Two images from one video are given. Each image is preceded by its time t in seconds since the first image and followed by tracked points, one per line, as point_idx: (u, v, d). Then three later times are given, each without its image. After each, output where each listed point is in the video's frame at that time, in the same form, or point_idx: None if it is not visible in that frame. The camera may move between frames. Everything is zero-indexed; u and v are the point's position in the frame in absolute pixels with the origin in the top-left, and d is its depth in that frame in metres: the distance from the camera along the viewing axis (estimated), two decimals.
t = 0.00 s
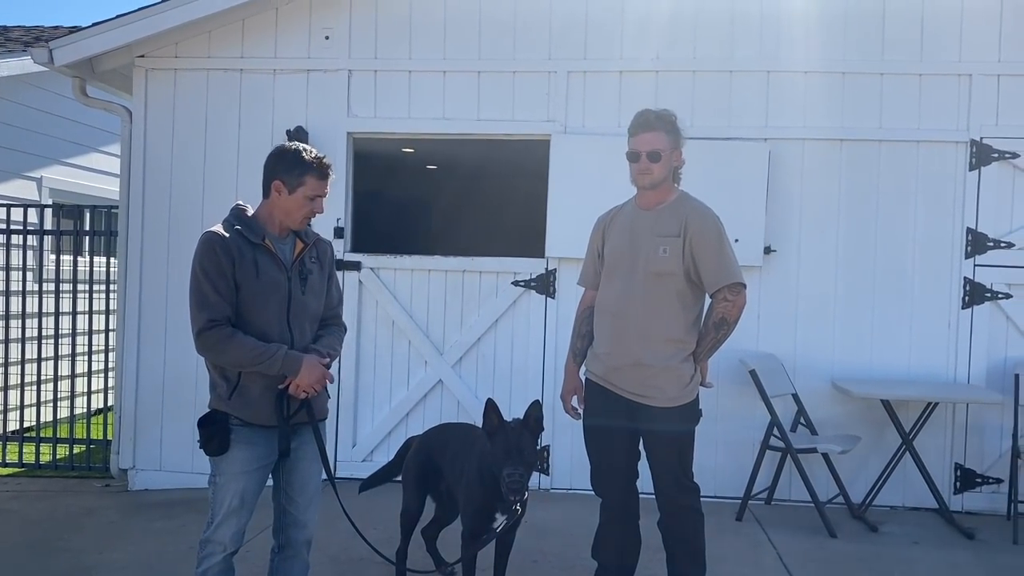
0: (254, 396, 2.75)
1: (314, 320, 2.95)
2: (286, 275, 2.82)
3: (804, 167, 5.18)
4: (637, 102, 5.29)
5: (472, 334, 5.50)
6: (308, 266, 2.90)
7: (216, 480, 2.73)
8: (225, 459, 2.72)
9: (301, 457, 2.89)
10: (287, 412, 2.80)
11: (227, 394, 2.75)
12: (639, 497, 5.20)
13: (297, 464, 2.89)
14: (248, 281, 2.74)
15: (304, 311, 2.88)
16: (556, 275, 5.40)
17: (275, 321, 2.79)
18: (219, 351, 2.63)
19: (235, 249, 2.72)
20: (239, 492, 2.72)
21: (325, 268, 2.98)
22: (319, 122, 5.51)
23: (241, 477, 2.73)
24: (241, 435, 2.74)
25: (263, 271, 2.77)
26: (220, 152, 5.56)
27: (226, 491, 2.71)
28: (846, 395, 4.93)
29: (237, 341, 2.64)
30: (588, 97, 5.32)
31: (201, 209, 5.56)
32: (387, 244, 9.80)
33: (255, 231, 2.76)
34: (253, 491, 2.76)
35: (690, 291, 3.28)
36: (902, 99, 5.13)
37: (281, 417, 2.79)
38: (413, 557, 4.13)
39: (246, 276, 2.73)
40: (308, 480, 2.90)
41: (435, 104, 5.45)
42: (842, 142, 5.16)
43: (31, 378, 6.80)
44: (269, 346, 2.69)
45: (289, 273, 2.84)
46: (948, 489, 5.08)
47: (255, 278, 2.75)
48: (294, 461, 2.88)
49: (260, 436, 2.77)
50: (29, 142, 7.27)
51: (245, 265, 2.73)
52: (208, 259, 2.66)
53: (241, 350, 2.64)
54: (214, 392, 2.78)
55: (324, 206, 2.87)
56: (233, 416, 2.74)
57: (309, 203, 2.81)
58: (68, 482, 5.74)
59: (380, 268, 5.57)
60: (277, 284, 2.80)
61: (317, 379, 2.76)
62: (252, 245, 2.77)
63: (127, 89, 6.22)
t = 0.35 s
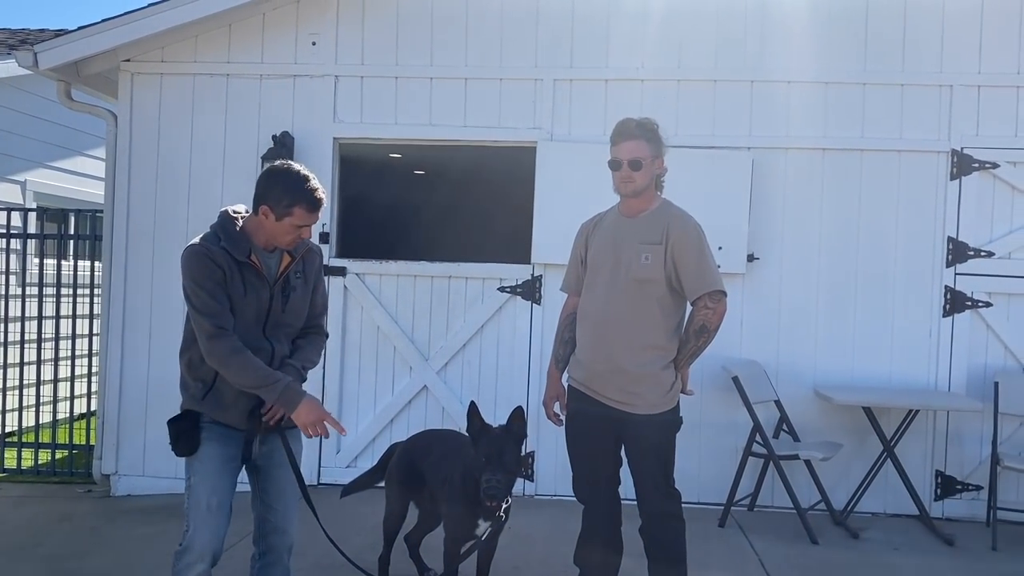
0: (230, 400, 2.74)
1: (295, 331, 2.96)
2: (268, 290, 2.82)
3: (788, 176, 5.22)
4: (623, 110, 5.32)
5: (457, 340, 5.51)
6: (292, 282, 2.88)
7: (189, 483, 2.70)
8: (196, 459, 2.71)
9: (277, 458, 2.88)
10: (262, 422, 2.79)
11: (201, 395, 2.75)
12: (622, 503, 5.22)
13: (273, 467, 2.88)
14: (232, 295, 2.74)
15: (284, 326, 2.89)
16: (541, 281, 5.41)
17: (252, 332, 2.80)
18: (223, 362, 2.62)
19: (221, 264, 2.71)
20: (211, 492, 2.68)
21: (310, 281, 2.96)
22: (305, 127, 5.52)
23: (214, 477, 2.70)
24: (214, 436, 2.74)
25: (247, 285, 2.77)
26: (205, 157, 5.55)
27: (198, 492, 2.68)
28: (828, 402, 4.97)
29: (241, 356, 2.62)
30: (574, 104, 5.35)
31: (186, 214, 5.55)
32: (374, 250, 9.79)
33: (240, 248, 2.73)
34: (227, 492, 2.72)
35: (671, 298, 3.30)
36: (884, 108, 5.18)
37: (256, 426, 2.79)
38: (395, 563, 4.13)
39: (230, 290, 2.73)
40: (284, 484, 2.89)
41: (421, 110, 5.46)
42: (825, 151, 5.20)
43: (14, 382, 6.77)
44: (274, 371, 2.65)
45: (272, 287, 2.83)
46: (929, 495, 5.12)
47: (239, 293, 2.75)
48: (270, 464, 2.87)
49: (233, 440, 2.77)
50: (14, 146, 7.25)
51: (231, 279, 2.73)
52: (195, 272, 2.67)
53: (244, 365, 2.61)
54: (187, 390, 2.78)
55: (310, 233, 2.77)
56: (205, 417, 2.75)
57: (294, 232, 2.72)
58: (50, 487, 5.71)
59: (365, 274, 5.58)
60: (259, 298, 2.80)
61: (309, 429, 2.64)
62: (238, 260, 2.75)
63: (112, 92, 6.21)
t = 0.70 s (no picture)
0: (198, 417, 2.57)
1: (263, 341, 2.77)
2: (236, 297, 2.61)
3: (782, 177, 5.23)
4: (618, 111, 5.33)
5: (451, 340, 5.51)
6: (261, 287, 2.68)
7: (152, 510, 2.47)
8: (160, 482, 2.50)
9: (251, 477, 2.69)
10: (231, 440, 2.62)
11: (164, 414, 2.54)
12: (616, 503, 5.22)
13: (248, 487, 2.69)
14: (196, 302, 2.52)
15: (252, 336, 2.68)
16: (535, 281, 5.42)
17: (218, 345, 2.59)
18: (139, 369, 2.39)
19: (183, 268, 2.50)
20: (177, 518, 2.46)
21: (281, 286, 2.76)
22: (300, 126, 5.51)
23: (179, 503, 2.48)
24: (181, 456, 2.54)
25: (211, 292, 2.55)
26: (200, 158, 5.54)
27: (162, 520, 2.45)
28: (821, 402, 4.99)
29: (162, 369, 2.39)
30: (569, 105, 5.36)
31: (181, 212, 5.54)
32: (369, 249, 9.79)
33: (207, 251, 2.52)
34: (196, 518, 2.51)
35: (666, 298, 3.31)
36: (878, 110, 5.20)
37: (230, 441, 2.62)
38: (389, 562, 4.12)
39: (193, 297, 2.52)
40: (262, 502, 2.71)
41: (415, 110, 5.47)
42: (819, 153, 5.22)
43: (7, 380, 6.76)
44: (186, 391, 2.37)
45: (240, 293, 2.62)
46: (921, 495, 5.15)
47: (202, 302, 2.53)
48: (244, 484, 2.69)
49: (200, 460, 2.56)
50: (7, 144, 7.22)
51: (193, 287, 2.51)
52: (152, 278, 2.45)
53: (159, 378, 2.37)
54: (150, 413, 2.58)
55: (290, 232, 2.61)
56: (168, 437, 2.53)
57: (275, 232, 2.55)
58: (43, 485, 5.70)
59: (360, 273, 5.57)
60: (225, 306, 2.59)
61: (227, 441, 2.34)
62: (202, 264, 2.54)
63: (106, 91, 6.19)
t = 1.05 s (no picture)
0: (201, 413, 2.44)
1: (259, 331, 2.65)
2: (236, 285, 2.49)
3: (789, 167, 5.23)
4: (624, 101, 5.32)
5: (458, 330, 5.53)
6: (260, 273, 2.57)
7: (158, 513, 2.40)
8: (165, 485, 2.40)
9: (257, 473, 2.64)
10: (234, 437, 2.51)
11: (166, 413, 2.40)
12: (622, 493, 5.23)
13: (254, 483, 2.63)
14: (195, 294, 2.38)
15: (252, 324, 2.57)
16: (542, 272, 5.43)
17: (218, 337, 2.46)
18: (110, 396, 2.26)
19: (181, 259, 2.34)
20: (185, 521, 2.39)
21: (275, 275, 2.68)
22: (308, 116, 5.53)
23: (187, 505, 2.40)
24: (184, 457, 2.42)
25: (211, 283, 2.42)
26: (208, 148, 5.56)
27: (170, 523, 2.38)
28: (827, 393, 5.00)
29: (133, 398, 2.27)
30: (575, 95, 5.36)
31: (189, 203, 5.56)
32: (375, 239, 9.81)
33: (207, 240, 2.39)
34: (204, 520, 2.44)
35: (673, 289, 3.33)
36: (886, 100, 5.19)
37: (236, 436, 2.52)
38: (397, 550, 4.15)
39: (191, 289, 2.37)
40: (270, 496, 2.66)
41: (422, 101, 5.47)
42: (827, 143, 5.21)
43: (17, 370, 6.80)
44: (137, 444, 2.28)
45: (240, 281, 2.50)
46: (926, 485, 5.16)
47: (203, 295, 2.40)
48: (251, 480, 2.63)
49: (205, 456, 2.46)
50: (16, 134, 7.25)
51: (193, 279, 2.36)
52: (148, 274, 2.27)
53: (128, 413, 2.26)
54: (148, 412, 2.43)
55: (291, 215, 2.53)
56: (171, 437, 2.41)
57: (278, 215, 2.47)
58: (54, 474, 5.74)
59: (367, 264, 5.59)
60: (225, 297, 2.46)
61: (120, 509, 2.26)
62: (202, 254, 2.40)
63: (114, 81, 6.21)
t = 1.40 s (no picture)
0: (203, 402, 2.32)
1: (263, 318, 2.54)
2: (242, 270, 2.36)
3: (811, 146, 5.17)
4: (644, 79, 5.28)
5: (477, 310, 5.54)
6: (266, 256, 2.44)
7: (167, 497, 2.31)
8: (173, 471, 2.31)
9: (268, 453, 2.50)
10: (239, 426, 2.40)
11: (166, 400, 2.30)
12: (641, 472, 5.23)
13: (265, 463, 2.50)
14: (203, 279, 2.26)
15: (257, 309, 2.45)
16: (560, 252, 5.42)
17: (221, 324, 2.34)
18: (166, 367, 2.13)
19: (191, 241, 2.22)
20: (194, 506, 2.30)
21: (283, 258, 2.53)
22: (326, 96, 5.53)
23: (196, 488, 2.31)
24: (192, 444, 2.33)
25: (219, 268, 2.29)
26: (228, 129, 5.58)
27: (179, 508, 2.30)
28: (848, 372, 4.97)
29: (195, 362, 2.13)
30: (595, 73, 5.32)
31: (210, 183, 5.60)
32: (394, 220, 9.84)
33: (216, 223, 2.25)
34: (214, 503, 2.35)
35: (693, 268, 3.31)
36: (910, 76, 5.11)
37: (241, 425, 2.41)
38: (417, 527, 4.18)
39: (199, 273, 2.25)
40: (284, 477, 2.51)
41: (441, 80, 5.46)
42: (850, 120, 5.15)
43: (43, 348, 6.90)
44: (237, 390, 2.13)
45: (247, 266, 2.37)
46: (948, 465, 5.13)
47: (210, 279, 2.28)
48: (262, 461, 2.49)
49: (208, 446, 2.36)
50: (39, 116, 7.30)
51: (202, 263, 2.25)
52: (163, 252, 2.16)
53: (193, 373, 2.11)
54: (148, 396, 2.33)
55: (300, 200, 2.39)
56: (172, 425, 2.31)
57: (288, 201, 2.33)
58: (80, 451, 5.83)
59: (387, 244, 5.61)
60: (232, 282, 2.33)
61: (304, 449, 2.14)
62: (210, 238, 2.27)
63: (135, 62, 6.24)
